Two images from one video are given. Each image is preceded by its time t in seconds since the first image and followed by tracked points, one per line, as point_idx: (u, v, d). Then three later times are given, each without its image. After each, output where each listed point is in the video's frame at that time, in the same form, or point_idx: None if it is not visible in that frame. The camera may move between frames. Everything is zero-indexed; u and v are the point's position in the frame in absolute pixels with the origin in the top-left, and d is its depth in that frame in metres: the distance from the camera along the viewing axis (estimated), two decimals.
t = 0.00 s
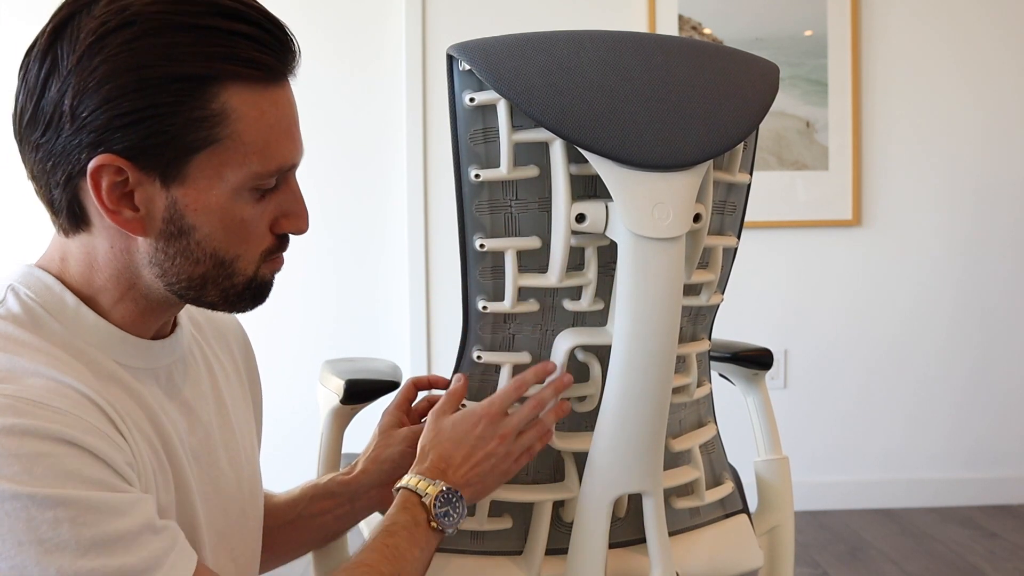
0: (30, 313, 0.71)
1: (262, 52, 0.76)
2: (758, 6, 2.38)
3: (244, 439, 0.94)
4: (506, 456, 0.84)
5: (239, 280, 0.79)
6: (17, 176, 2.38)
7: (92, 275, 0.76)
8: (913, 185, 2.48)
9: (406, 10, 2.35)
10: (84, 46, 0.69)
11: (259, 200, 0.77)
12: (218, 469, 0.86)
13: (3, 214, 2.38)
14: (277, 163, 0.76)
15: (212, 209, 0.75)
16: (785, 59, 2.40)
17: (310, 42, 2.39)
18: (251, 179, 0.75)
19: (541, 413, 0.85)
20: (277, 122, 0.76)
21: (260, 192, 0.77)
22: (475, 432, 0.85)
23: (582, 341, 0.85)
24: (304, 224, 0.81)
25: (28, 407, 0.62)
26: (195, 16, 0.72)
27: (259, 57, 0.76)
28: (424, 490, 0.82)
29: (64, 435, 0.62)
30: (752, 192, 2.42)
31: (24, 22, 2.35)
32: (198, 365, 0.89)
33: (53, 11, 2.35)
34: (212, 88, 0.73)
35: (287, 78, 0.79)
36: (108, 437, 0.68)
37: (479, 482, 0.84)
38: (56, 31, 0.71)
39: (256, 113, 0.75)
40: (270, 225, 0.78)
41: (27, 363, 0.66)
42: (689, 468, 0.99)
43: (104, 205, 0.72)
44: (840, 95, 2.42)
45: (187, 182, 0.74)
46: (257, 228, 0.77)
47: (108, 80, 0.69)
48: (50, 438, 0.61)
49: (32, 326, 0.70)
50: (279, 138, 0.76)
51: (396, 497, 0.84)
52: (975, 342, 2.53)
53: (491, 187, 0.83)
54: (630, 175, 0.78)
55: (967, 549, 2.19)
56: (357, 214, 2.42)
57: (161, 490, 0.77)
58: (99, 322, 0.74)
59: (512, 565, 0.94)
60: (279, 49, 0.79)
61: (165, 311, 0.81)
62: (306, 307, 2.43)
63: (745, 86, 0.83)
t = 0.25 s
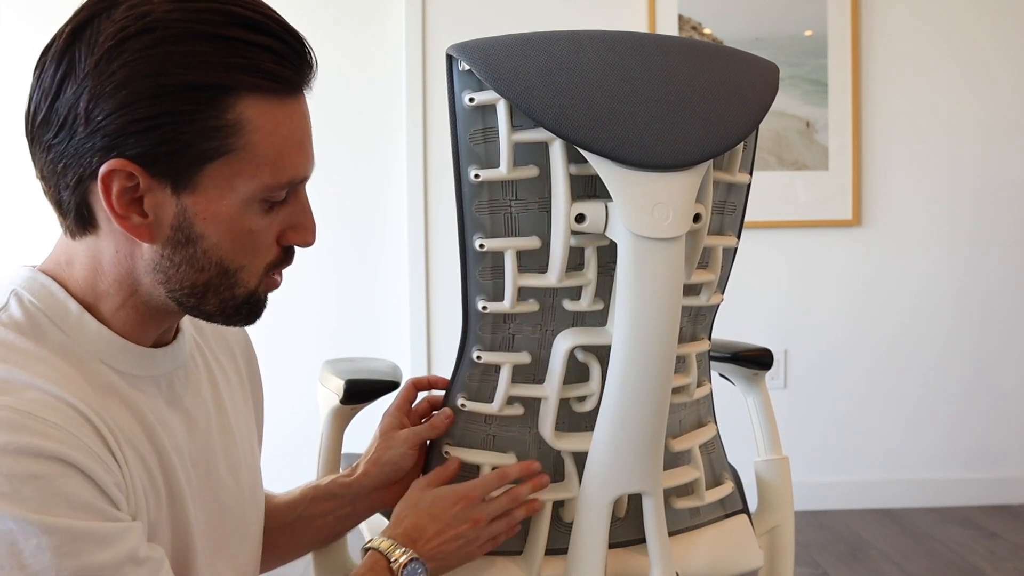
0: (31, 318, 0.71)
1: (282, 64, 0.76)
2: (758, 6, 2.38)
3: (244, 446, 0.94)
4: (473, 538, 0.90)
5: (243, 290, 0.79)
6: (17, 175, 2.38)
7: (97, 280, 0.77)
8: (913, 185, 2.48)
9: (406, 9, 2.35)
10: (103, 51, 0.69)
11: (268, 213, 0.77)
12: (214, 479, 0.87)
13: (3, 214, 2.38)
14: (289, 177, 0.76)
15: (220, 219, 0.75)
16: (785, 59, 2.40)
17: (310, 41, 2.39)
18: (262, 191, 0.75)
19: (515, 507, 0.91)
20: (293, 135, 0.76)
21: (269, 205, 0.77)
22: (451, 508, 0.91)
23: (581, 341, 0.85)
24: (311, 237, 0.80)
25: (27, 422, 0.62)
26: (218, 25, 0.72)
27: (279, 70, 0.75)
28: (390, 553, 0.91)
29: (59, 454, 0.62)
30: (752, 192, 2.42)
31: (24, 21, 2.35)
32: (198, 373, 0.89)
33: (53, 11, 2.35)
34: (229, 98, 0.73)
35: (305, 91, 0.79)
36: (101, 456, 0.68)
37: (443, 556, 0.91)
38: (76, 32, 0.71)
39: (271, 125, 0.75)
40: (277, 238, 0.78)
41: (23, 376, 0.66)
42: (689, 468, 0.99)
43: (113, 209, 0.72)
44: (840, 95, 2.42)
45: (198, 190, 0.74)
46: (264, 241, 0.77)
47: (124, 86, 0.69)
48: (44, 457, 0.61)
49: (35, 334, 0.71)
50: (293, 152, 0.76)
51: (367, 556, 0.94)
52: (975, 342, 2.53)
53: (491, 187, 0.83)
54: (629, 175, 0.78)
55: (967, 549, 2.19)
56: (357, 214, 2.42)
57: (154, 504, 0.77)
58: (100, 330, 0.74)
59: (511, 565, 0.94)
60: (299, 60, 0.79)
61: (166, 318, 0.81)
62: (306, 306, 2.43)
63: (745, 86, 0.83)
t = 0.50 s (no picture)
0: (31, 326, 0.71)
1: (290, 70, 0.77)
2: (758, 5, 2.38)
3: (243, 453, 0.94)
4: None
5: (238, 293, 0.79)
6: (17, 175, 2.38)
7: (97, 281, 0.76)
8: (912, 185, 2.47)
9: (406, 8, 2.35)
10: (112, 48, 0.69)
11: (267, 217, 0.77)
12: (213, 486, 0.86)
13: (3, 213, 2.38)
14: (291, 182, 0.77)
15: (219, 221, 0.75)
16: (785, 59, 2.40)
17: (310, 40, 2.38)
18: (263, 195, 0.76)
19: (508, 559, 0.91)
20: (296, 141, 0.77)
21: (269, 209, 0.77)
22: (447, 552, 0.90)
23: (581, 341, 0.85)
24: (309, 245, 0.81)
25: (22, 433, 0.62)
26: (228, 29, 0.73)
27: (286, 76, 0.76)
28: None
29: (55, 467, 0.62)
30: (752, 192, 2.42)
31: (25, 21, 2.35)
32: (198, 379, 0.89)
33: (53, 11, 2.35)
34: (235, 101, 0.74)
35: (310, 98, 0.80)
36: (96, 468, 0.68)
37: None
38: (84, 29, 0.71)
39: (275, 130, 0.75)
40: (275, 243, 0.79)
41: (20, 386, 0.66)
42: (689, 468, 0.99)
43: (113, 206, 0.72)
44: (840, 95, 2.42)
45: (199, 191, 0.74)
46: (261, 246, 0.78)
47: (132, 84, 0.70)
48: (40, 470, 0.61)
49: (32, 340, 0.71)
50: (296, 157, 0.77)
51: None
52: (975, 342, 2.53)
53: (490, 187, 0.83)
54: (629, 175, 0.78)
55: (967, 549, 2.19)
56: (357, 214, 2.42)
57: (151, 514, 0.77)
58: (102, 336, 0.74)
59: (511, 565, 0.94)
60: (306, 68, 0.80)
61: (166, 322, 0.81)
62: (306, 305, 2.43)
63: (745, 86, 0.83)
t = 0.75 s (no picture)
0: (36, 330, 0.71)
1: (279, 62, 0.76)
2: (758, 6, 2.38)
3: (243, 462, 0.94)
4: None
5: (228, 290, 0.77)
6: (17, 175, 2.38)
7: (98, 283, 0.76)
8: (912, 184, 2.47)
9: (405, 9, 2.35)
10: (98, 37, 0.71)
11: (253, 211, 0.75)
12: (211, 494, 0.87)
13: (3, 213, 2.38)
14: (275, 172, 0.74)
15: (201, 211, 0.73)
16: (785, 59, 2.40)
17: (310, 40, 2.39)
18: (245, 184, 0.73)
19: None
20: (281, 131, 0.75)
21: (254, 202, 0.74)
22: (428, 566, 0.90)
23: (580, 341, 0.85)
24: (307, 247, 0.80)
25: (21, 441, 0.61)
26: (211, 17, 0.73)
27: (271, 65, 0.75)
28: None
29: (52, 477, 0.62)
30: (752, 192, 2.42)
31: (25, 21, 2.35)
32: (201, 385, 0.90)
33: (53, 11, 2.35)
34: (217, 89, 0.73)
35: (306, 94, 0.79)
36: (93, 480, 0.68)
37: None
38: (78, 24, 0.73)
39: (260, 119, 0.74)
40: (263, 239, 0.76)
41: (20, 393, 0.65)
42: (689, 468, 0.99)
43: (94, 193, 0.72)
44: (840, 95, 2.42)
45: (180, 180, 0.73)
46: (248, 241, 0.75)
47: (114, 71, 0.70)
48: (38, 480, 0.61)
49: (37, 345, 0.71)
50: (280, 147, 0.75)
51: None
52: (975, 342, 2.52)
53: (489, 187, 0.83)
54: (628, 175, 0.78)
55: (967, 549, 2.19)
56: (357, 214, 2.42)
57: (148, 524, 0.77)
58: (106, 342, 0.74)
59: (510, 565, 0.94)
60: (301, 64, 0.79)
61: (168, 327, 0.81)
62: (306, 305, 2.43)
63: (744, 86, 0.83)
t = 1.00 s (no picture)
0: (59, 324, 0.69)
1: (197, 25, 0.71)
2: (758, 6, 2.38)
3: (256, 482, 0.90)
4: None
5: (149, 276, 0.70)
6: (17, 174, 2.38)
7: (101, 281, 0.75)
8: (912, 184, 2.47)
9: (405, 9, 2.35)
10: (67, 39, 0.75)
11: (159, 182, 0.68)
12: (218, 517, 0.83)
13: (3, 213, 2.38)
14: (171, 136, 0.68)
15: (110, 186, 0.69)
16: (785, 59, 2.40)
17: (310, 40, 2.39)
18: (144, 153, 0.68)
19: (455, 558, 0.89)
20: (184, 94, 0.68)
21: (158, 171, 0.68)
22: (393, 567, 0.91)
23: (580, 341, 0.85)
24: (231, 223, 0.69)
25: (22, 445, 0.58)
26: None
27: (189, 33, 0.70)
28: None
29: (48, 487, 0.58)
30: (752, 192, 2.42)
31: (26, 21, 2.35)
32: (221, 402, 0.87)
33: (53, 11, 2.36)
34: (128, 59, 0.69)
35: (235, 60, 0.71)
36: (93, 495, 0.64)
37: None
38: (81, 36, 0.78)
39: (160, 79, 0.68)
40: (174, 215, 0.69)
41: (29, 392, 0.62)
42: (689, 468, 0.99)
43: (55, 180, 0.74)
44: (840, 95, 2.42)
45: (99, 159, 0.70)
46: (155, 216, 0.69)
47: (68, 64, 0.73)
48: (31, 488, 0.58)
49: (58, 341, 0.68)
50: (178, 109, 0.68)
51: None
52: (975, 342, 2.52)
53: (489, 187, 0.83)
54: (627, 175, 0.78)
55: (967, 549, 2.19)
56: (357, 214, 2.42)
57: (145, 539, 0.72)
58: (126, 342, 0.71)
59: (510, 564, 0.94)
60: (235, 31, 0.73)
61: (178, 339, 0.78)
62: (306, 305, 2.43)
63: (743, 86, 0.83)
